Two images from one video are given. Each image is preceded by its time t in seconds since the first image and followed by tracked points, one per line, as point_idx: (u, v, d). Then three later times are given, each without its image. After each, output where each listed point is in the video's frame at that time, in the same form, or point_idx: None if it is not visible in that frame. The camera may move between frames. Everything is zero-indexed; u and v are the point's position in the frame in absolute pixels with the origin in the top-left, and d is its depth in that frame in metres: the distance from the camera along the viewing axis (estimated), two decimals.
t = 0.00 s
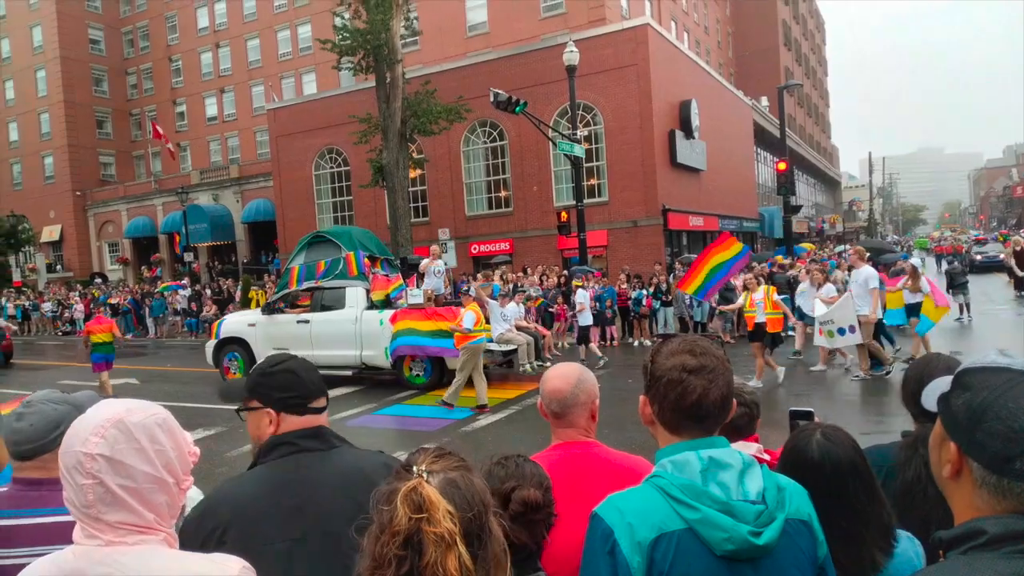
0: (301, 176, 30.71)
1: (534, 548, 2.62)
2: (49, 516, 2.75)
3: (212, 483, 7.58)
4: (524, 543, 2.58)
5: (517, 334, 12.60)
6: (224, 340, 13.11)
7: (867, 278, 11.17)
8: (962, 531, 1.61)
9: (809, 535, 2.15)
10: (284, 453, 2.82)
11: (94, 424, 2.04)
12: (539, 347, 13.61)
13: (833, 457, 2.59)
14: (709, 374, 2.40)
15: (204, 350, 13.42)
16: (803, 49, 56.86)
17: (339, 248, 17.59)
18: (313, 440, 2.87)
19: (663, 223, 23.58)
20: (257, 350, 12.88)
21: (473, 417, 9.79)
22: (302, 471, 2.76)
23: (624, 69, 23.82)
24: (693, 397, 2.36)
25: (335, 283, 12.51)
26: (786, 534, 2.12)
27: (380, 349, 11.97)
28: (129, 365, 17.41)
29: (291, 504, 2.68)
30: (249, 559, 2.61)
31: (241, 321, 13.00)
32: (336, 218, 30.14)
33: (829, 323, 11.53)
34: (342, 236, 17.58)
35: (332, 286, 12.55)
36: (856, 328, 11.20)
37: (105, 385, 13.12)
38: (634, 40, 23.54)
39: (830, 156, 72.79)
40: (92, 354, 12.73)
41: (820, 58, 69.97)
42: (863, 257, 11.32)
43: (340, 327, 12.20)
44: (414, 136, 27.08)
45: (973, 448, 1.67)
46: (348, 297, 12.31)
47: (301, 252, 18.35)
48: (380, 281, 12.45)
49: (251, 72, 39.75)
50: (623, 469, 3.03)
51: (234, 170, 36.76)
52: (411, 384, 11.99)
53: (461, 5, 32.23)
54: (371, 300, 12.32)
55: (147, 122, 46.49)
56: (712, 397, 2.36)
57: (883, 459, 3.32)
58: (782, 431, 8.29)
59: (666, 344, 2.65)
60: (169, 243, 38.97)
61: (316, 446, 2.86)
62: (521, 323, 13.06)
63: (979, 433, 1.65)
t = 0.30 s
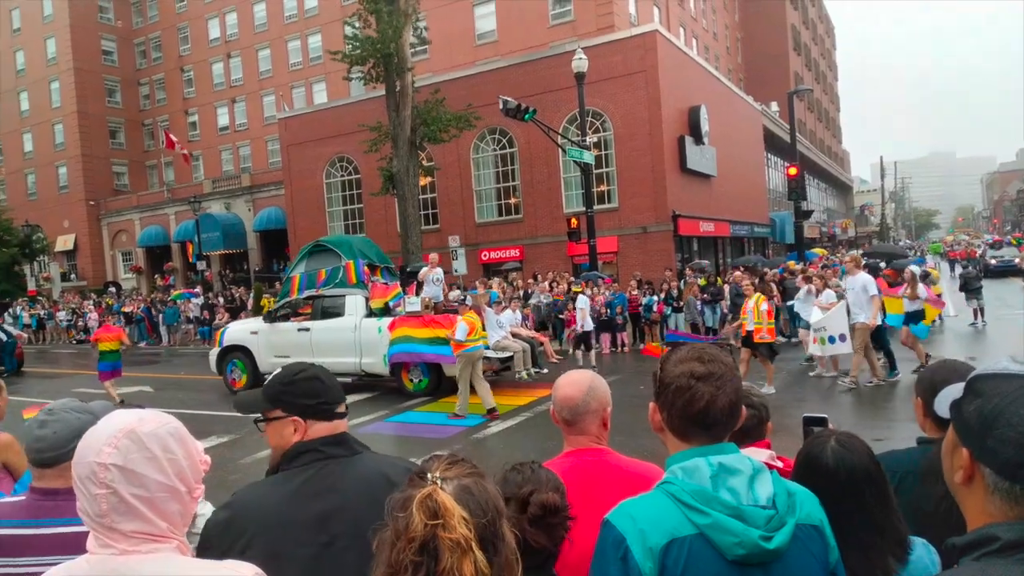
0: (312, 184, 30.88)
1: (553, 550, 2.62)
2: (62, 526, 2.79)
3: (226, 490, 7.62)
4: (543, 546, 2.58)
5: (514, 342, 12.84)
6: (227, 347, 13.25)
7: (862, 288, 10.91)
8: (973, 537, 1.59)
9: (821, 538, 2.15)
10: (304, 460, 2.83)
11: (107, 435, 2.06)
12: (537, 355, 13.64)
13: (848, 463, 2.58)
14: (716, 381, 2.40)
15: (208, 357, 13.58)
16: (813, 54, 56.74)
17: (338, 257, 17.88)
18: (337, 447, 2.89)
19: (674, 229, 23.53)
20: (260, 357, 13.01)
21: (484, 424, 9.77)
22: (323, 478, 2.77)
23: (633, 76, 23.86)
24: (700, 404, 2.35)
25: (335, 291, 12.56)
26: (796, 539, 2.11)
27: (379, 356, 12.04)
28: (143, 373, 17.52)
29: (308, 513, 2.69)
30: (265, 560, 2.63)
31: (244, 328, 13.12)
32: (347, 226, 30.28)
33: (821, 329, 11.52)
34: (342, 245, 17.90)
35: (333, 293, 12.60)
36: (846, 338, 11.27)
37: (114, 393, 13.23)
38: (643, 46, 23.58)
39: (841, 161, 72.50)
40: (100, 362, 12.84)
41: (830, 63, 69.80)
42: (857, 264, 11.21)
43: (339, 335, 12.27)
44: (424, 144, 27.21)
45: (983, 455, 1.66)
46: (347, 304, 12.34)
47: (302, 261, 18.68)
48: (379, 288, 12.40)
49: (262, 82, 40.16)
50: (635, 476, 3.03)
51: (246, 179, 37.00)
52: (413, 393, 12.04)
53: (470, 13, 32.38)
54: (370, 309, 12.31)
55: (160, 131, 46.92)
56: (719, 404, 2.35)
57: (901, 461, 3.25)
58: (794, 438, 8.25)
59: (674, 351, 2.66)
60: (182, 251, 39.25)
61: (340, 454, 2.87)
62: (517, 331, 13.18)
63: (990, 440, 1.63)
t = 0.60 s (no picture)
0: (327, 186, 31.06)
1: (573, 547, 2.61)
2: (78, 523, 2.83)
3: (243, 490, 7.68)
4: (563, 542, 2.59)
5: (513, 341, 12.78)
6: (234, 347, 13.43)
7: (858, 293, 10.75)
8: (992, 536, 1.57)
9: (833, 538, 2.14)
10: (317, 461, 2.84)
11: (122, 435, 2.08)
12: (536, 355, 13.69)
13: (867, 464, 2.55)
14: (700, 381, 2.41)
15: (216, 357, 13.76)
16: (829, 52, 56.29)
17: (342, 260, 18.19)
18: (345, 450, 2.86)
19: (688, 229, 23.43)
20: (265, 357, 13.17)
21: (498, 425, 9.78)
22: (336, 478, 2.78)
23: (647, 76, 23.80)
24: (683, 405, 2.39)
25: (339, 292, 12.64)
26: (811, 539, 2.10)
27: (381, 357, 12.12)
28: (160, 374, 17.67)
29: (324, 511, 2.71)
30: (278, 560, 2.69)
31: (250, 329, 13.29)
32: (361, 227, 30.42)
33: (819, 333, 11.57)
34: (347, 247, 18.24)
35: (337, 295, 12.68)
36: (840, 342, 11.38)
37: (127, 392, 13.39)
38: (657, 46, 23.51)
39: (858, 160, 71.85)
40: (112, 361, 13.03)
41: (846, 62, 69.18)
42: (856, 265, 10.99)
43: (342, 336, 12.35)
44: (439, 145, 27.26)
45: (1003, 454, 1.64)
46: (350, 306, 12.41)
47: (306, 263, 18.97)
48: (381, 290, 12.48)
49: (278, 85, 40.46)
50: (647, 476, 3.02)
51: (262, 181, 37.27)
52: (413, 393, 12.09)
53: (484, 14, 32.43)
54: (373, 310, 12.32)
55: (177, 134, 47.37)
56: (702, 404, 2.35)
57: (918, 464, 3.19)
58: (811, 439, 8.19)
59: (669, 353, 2.66)
60: (199, 253, 39.58)
61: (352, 455, 2.86)
62: (515, 331, 13.16)
63: (1008, 441, 1.62)
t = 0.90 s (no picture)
0: (345, 183, 31.22)
1: (592, 543, 2.61)
2: (101, 514, 2.88)
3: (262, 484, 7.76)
4: (583, 538, 2.57)
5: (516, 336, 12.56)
6: (243, 343, 13.56)
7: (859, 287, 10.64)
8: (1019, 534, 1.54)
9: (853, 532, 2.12)
10: (332, 457, 2.86)
11: (145, 427, 2.10)
12: (537, 352, 13.79)
13: (889, 461, 2.51)
14: (709, 379, 2.38)
15: (226, 353, 13.91)
16: (850, 48, 55.67)
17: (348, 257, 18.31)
18: (358, 446, 2.88)
19: (706, 226, 23.29)
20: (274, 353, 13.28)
21: (515, 422, 9.78)
22: (352, 472, 2.79)
23: (665, 72, 23.66)
24: (693, 404, 2.38)
25: (346, 290, 12.72)
26: (830, 533, 2.08)
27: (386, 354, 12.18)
28: (180, 370, 17.84)
29: (340, 505, 2.72)
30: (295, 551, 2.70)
31: (259, 326, 13.40)
32: (379, 225, 30.55)
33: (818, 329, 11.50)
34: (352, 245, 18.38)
35: (344, 292, 12.75)
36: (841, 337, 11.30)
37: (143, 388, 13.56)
38: (676, 42, 23.38)
39: (880, 156, 71.04)
40: (127, 358, 13.21)
41: (868, 57, 68.37)
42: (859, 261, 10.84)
43: (348, 333, 12.41)
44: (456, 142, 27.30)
45: None
46: (357, 303, 12.49)
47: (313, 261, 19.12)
48: (387, 288, 12.55)
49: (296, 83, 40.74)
50: (664, 472, 3.00)
51: (280, 179, 37.56)
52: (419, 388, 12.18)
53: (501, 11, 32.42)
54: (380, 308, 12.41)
55: (197, 132, 47.86)
56: (711, 402, 2.34)
57: (941, 460, 3.14)
58: (831, 437, 8.11)
59: (681, 352, 2.65)
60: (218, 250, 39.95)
61: (365, 452, 2.87)
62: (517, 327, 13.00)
63: None
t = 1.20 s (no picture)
0: (361, 180, 31.35)
1: (607, 538, 2.60)
2: (128, 508, 2.92)
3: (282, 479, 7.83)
4: (597, 534, 2.57)
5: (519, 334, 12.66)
6: (254, 340, 13.69)
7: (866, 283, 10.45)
8: None
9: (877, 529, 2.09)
10: (350, 452, 2.87)
11: (180, 420, 2.11)
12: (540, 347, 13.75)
13: (912, 456, 2.48)
14: (729, 374, 2.36)
15: (238, 349, 14.05)
16: (869, 38, 54.98)
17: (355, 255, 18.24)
18: (376, 441, 2.88)
19: (724, 220, 23.15)
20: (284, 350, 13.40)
21: (531, 417, 9.78)
22: (370, 468, 2.80)
23: (681, 65, 23.47)
24: (713, 398, 2.36)
25: (352, 286, 12.77)
26: (853, 530, 2.06)
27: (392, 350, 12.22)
28: (199, 366, 18.01)
29: (359, 500, 2.74)
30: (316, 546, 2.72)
31: (269, 323, 13.52)
32: (395, 221, 30.66)
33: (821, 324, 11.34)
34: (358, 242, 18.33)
35: (352, 288, 12.81)
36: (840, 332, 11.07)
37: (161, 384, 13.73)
38: (691, 34, 23.20)
39: (899, 148, 70.19)
40: (143, 355, 13.38)
41: (887, 47, 67.53)
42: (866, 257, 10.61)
43: (355, 329, 12.46)
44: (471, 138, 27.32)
45: None
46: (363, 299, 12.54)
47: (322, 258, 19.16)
48: (393, 285, 12.63)
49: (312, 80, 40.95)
50: (683, 467, 2.99)
51: (297, 176, 37.78)
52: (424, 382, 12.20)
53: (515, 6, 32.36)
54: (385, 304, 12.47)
55: (214, 130, 48.23)
56: (731, 396, 2.32)
57: (965, 455, 3.10)
58: (851, 432, 8.03)
59: (699, 346, 2.63)
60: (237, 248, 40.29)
61: (382, 447, 2.88)
62: (520, 322, 12.94)
63: None
